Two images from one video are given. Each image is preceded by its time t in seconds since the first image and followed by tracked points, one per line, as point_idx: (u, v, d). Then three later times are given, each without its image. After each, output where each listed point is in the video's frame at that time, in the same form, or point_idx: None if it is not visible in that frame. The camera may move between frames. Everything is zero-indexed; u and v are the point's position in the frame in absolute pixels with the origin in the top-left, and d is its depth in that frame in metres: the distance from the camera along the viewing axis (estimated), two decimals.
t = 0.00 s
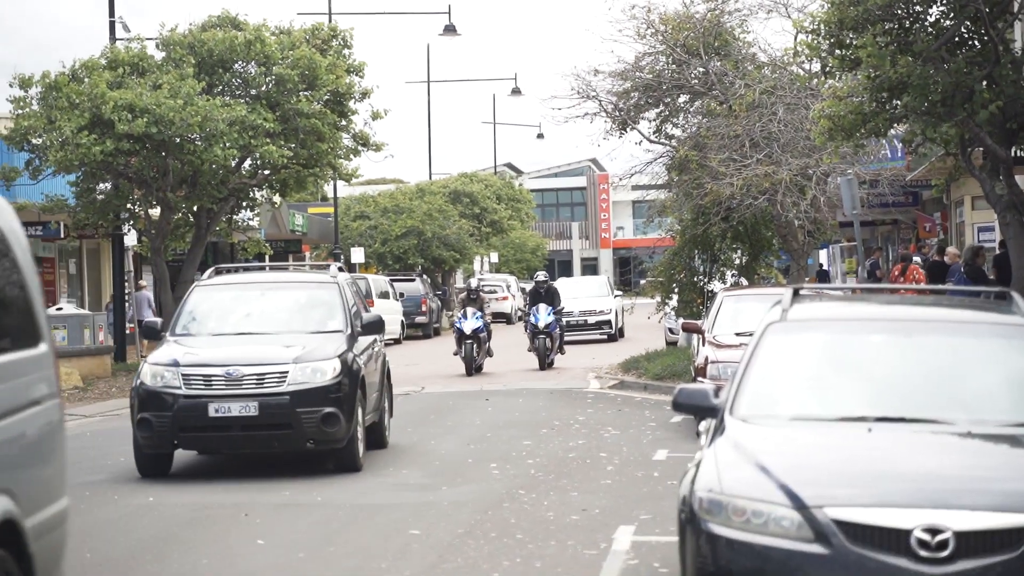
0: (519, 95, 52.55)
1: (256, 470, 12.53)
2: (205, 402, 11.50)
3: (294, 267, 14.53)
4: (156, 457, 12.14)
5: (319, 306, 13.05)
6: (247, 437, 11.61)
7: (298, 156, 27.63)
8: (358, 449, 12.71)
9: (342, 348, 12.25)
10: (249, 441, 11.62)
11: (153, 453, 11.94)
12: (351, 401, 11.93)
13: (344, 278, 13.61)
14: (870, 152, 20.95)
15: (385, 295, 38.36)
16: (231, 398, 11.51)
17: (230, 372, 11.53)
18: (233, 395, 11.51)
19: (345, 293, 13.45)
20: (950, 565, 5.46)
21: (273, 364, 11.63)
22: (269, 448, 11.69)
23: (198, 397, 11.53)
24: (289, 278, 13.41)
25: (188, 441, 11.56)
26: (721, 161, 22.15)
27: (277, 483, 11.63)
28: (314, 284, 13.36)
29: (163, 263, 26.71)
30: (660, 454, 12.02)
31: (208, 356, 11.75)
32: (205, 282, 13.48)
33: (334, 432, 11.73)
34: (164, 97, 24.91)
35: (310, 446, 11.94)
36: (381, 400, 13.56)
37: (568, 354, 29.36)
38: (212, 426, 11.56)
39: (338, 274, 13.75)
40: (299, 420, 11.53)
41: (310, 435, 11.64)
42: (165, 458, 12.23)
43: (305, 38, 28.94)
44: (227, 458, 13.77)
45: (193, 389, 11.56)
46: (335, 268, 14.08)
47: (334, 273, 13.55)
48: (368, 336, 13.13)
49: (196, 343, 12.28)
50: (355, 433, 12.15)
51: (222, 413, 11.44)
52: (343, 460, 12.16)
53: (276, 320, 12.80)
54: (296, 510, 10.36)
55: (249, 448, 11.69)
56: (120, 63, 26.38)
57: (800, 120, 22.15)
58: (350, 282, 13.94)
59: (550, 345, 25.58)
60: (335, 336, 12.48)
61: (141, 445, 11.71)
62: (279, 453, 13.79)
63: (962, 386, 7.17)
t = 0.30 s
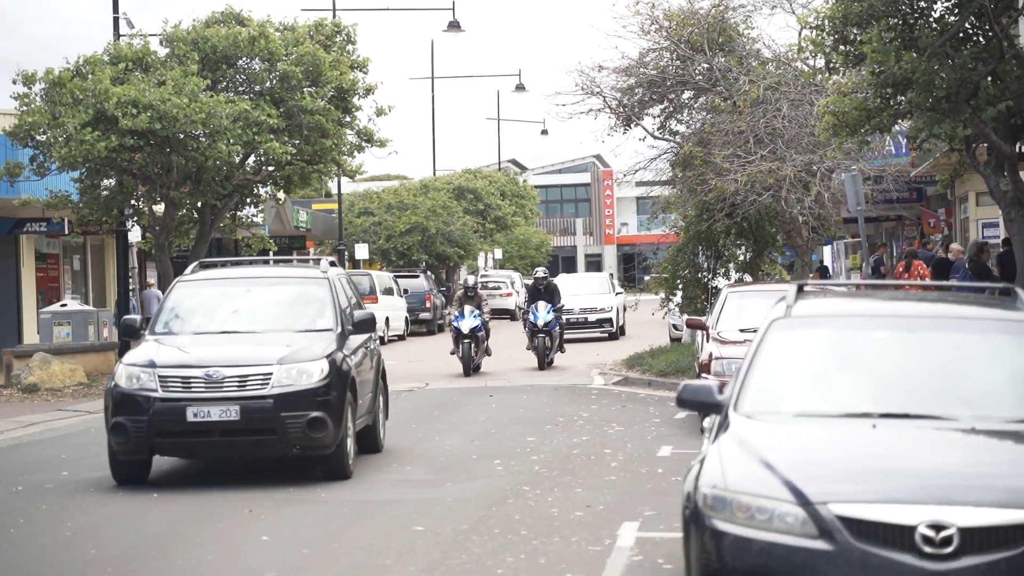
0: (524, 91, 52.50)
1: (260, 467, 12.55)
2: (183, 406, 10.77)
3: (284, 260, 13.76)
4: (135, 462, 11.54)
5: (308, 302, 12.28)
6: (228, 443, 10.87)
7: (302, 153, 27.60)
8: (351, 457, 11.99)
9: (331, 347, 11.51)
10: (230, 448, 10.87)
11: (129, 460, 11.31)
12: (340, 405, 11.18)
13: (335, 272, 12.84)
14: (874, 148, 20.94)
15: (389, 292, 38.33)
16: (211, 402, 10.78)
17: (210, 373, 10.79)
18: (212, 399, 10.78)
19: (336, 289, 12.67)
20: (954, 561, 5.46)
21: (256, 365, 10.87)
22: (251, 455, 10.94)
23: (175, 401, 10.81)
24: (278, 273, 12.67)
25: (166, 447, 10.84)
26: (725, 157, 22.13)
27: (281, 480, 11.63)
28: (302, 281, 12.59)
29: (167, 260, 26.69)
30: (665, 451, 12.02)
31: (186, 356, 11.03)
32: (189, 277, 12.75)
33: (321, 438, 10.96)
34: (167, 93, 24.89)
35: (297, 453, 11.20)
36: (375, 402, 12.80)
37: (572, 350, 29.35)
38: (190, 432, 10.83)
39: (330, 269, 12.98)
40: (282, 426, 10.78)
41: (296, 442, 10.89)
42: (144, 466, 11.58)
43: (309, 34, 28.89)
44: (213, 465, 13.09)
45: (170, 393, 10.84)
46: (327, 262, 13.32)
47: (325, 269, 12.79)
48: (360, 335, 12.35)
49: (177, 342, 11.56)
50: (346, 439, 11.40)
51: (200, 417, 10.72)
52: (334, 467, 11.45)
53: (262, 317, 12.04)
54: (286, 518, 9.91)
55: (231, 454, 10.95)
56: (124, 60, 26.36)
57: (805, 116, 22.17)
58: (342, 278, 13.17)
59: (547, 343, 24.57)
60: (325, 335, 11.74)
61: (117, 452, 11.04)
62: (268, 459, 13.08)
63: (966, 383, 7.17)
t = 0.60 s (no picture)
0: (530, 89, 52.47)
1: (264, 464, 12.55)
2: (153, 415, 10.01)
3: (266, 255, 13.03)
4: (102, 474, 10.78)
5: (292, 302, 11.60)
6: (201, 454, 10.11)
7: (307, 151, 27.58)
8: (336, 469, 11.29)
9: (314, 351, 10.82)
10: (203, 460, 10.11)
11: (95, 471, 10.56)
12: (324, 413, 10.48)
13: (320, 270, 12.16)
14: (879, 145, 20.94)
15: (395, 290, 38.32)
16: (182, 410, 10.02)
17: (182, 379, 10.05)
18: (184, 407, 10.03)
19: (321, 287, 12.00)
20: (960, 559, 5.45)
21: (231, 370, 10.14)
22: (227, 467, 10.21)
23: (144, 409, 10.04)
24: (260, 271, 11.99)
25: (134, 459, 10.06)
26: (730, 155, 22.14)
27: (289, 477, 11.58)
28: (286, 279, 11.90)
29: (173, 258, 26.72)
30: (670, 449, 12.02)
31: (157, 361, 10.27)
32: (165, 274, 12.04)
33: (303, 449, 10.25)
34: (172, 91, 24.91)
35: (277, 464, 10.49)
36: (363, 408, 12.12)
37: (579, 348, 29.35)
38: (161, 442, 10.08)
39: (315, 267, 12.29)
40: (261, 436, 10.06)
41: (275, 453, 10.18)
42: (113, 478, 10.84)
43: (314, 32, 28.89)
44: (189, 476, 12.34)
45: (138, 400, 10.07)
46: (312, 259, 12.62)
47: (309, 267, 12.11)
48: (347, 337, 11.67)
49: (152, 344, 10.85)
50: (330, 449, 10.70)
51: (171, 427, 9.97)
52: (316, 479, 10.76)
53: (243, 318, 11.35)
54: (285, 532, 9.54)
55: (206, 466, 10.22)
56: (129, 57, 26.41)
57: (810, 113, 22.14)
58: (329, 276, 12.49)
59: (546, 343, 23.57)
60: (307, 337, 11.05)
61: (81, 464, 10.26)
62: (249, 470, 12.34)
63: (972, 380, 7.17)
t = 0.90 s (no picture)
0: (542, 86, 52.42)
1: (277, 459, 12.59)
2: (127, 423, 9.34)
3: (259, 250, 12.35)
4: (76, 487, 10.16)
5: (282, 299, 10.92)
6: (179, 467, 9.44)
7: (319, 148, 27.56)
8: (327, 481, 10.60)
9: (302, 354, 10.12)
10: (180, 472, 9.44)
11: (66, 484, 9.92)
12: (312, 421, 9.81)
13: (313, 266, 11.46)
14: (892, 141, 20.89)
15: (407, 287, 38.39)
16: (158, 418, 9.35)
17: (158, 385, 9.37)
18: (160, 415, 9.35)
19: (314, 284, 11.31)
20: (974, 557, 5.43)
21: (212, 376, 9.45)
22: (206, 478, 9.53)
23: (118, 418, 9.38)
24: (249, 267, 11.31)
25: (108, 471, 9.42)
26: (743, 152, 22.12)
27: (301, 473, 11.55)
28: (275, 275, 11.21)
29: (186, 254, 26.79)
30: (683, 445, 12.00)
31: (132, 365, 9.60)
32: (149, 270, 11.39)
33: (289, 460, 9.57)
34: (185, 88, 24.92)
35: (261, 476, 9.83)
36: (358, 414, 11.46)
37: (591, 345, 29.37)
38: (136, 453, 9.42)
39: (308, 262, 11.58)
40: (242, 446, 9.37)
41: (259, 465, 9.49)
42: (89, 490, 10.22)
43: (326, 29, 28.90)
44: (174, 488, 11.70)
45: (112, 408, 9.41)
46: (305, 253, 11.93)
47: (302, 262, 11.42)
48: (341, 338, 10.98)
49: (131, 345, 10.20)
50: (319, 461, 10.03)
51: (146, 436, 9.29)
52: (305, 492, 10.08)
53: (230, 316, 10.68)
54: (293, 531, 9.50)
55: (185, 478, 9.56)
56: (141, 55, 26.47)
57: (822, 110, 22.07)
58: (323, 272, 11.80)
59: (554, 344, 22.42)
60: (297, 340, 10.36)
61: (52, 476, 9.63)
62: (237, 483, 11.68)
63: (986, 378, 7.14)
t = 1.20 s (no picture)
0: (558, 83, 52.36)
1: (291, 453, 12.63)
2: (87, 439, 8.46)
3: (249, 246, 11.47)
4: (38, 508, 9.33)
5: (266, 301, 10.01)
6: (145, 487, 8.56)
7: (336, 147, 27.58)
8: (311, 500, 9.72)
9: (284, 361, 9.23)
10: (147, 492, 8.56)
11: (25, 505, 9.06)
12: (293, 435, 8.93)
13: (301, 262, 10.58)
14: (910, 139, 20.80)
15: (423, 285, 38.45)
16: (123, 434, 8.47)
17: (122, 397, 8.49)
18: (124, 430, 8.47)
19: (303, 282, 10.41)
20: (992, 555, 5.42)
21: (181, 386, 8.56)
22: (177, 498, 8.68)
23: (78, 433, 8.49)
24: (234, 264, 10.43)
25: (68, 491, 8.54)
26: (760, 149, 22.07)
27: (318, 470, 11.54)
28: (261, 274, 10.32)
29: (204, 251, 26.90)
30: (699, 444, 11.99)
31: (95, 374, 8.71)
32: (126, 267, 10.51)
33: (267, 479, 8.70)
34: (202, 87, 24.95)
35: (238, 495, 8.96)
36: (350, 424, 10.61)
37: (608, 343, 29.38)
38: (98, 472, 8.54)
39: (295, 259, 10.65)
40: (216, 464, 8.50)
41: (234, 484, 8.62)
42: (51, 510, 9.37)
43: (342, 28, 28.92)
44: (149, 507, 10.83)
45: (72, 422, 8.53)
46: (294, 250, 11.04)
47: (289, 258, 10.52)
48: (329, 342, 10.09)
49: (100, 350, 9.33)
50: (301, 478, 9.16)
51: (109, 453, 8.42)
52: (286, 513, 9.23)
53: (209, 319, 9.80)
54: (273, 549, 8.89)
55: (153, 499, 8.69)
56: (158, 54, 26.53)
57: (839, 107, 21.95)
58: (314, 269, 10.92)
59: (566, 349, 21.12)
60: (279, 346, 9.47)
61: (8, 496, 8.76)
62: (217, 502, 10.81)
63: (1004, 376, 7.11)
